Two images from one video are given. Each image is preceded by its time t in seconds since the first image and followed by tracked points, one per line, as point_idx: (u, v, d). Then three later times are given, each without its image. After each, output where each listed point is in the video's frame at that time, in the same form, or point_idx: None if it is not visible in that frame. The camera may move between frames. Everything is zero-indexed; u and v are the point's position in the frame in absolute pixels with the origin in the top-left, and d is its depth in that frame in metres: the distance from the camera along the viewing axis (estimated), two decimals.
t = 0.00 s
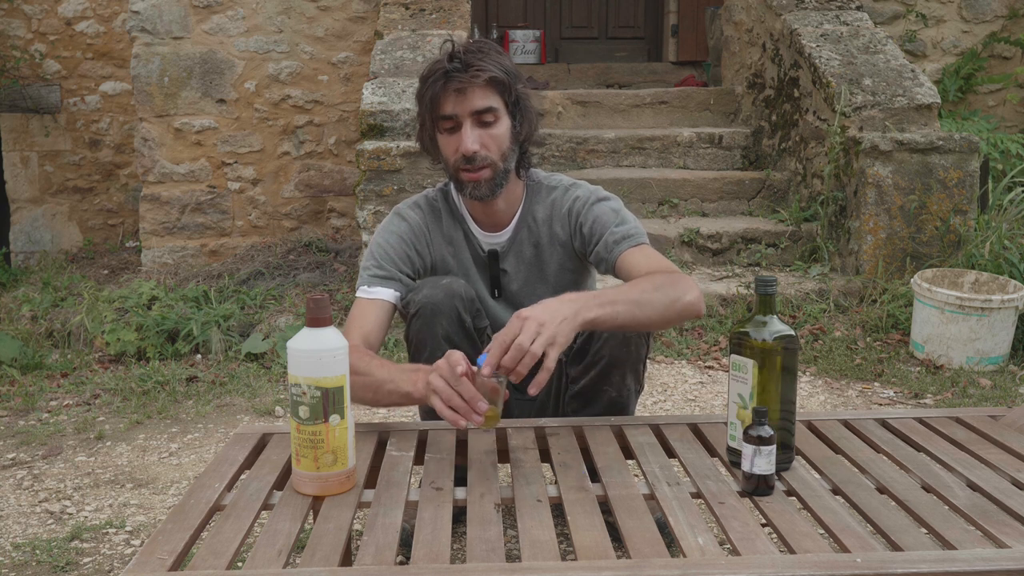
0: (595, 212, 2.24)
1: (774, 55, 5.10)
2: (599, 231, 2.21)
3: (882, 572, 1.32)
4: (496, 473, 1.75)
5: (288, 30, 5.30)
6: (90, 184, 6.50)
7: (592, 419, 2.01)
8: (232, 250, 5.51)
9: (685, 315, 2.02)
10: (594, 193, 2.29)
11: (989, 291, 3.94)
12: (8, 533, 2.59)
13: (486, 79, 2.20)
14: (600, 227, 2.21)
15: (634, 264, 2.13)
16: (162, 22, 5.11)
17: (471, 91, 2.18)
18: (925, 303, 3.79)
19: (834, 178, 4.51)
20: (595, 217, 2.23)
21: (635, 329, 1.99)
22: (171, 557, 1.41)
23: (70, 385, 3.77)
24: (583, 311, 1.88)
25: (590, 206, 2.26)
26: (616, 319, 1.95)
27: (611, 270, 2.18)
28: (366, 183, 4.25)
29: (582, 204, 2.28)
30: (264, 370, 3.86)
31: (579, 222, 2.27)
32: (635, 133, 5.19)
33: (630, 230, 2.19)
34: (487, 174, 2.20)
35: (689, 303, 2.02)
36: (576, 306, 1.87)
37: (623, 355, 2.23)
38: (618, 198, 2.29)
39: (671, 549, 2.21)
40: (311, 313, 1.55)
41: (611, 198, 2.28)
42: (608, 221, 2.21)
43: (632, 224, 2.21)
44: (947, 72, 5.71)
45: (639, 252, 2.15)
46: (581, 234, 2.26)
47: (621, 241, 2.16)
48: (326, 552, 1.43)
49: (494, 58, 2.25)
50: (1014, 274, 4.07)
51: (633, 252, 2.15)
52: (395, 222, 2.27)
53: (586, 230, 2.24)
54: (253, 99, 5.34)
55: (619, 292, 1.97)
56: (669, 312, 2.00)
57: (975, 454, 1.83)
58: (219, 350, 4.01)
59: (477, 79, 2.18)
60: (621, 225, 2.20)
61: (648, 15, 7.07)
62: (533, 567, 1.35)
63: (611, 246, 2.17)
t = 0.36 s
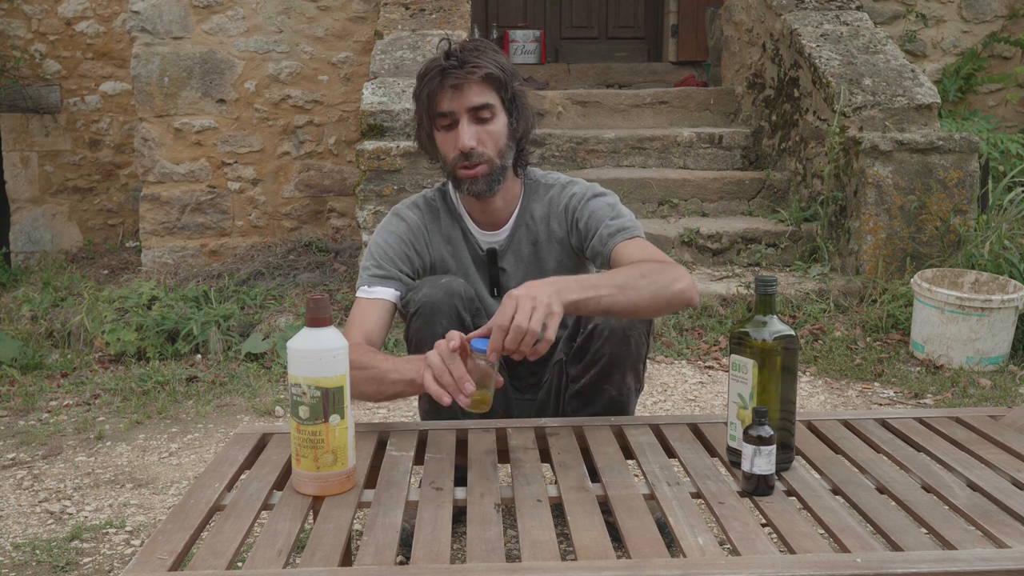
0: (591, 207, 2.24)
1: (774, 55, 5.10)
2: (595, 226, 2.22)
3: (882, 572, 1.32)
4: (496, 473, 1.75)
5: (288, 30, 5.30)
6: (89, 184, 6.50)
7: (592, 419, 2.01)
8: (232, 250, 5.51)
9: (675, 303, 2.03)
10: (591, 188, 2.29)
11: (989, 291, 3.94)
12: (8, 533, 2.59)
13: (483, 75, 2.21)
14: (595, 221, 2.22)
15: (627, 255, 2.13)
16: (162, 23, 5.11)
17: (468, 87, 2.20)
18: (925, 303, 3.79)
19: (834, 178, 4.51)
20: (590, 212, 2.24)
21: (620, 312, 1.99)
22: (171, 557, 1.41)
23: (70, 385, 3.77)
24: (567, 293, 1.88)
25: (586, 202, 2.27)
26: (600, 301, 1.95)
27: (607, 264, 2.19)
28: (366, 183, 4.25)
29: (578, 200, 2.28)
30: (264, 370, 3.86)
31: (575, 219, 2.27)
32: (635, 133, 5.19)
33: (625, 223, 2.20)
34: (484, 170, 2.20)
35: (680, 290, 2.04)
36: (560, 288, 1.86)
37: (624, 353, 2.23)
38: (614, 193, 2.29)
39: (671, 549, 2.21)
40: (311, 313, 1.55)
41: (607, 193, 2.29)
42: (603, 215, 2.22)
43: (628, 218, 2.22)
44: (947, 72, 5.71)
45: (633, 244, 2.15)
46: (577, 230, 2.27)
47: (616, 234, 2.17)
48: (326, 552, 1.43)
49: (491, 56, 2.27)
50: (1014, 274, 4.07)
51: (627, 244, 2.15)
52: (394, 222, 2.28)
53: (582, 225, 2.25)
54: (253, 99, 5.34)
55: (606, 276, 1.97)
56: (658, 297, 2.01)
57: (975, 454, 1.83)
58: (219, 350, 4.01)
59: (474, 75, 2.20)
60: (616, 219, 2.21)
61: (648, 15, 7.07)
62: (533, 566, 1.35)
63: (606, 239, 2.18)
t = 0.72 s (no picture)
0: (591, 203, 2.27)
1: (774, 55, 5.10)
2: (595, 221, 2.25)
3: (882, 572, 1.32)
4: (496, 471, 1.75)
5: (288, 30, 5.31)
6: (89, 184, 6.50)
7: (592, 419, 2.01)
8: (232, 250, 5.51)
9: (678, 290, 2.08)
10: (590, 185, 2.32)
11: (989, 291, 3.94)
12: (8, 533, 2.59)
13: (487, 72, 2.21)
14: (596, 217, 2.25)
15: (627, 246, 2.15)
16: (162, 23, 5.11)
17: (472, 84, 2.20)
18: (925, 303, 3.79)
19: (834, 178, 4.51)
20: (591, 209, 2.26)
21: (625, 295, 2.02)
22: (171, 557, 1.41)
23: (70, 385, 3.77)
24: (571, 270, 1.92)
25: (585, 199, 2.29)
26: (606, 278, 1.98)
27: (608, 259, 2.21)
28: (366, 183, 4.25)
29: (577, 198, 2.30)
30: (264, 370, 3.86)
31: (575, 216, 2.29)
32: (635, 133, 5.20)
33: (625, 217, 2.24)
34: (485, 168, 2.20)
35: (682, 276, 2.09)
36: (565, 264, 1.91)
37: (624, 353, 2.24)
38: (613, 190, 2.32)
39: (671, 549, 2.21)
40: (311, 313, 1.55)
41: (606, 190, 2.31)
42: (603, 211, 2.25)
43: (627, 213, 2.25)
44: (947, 72, 5.71)
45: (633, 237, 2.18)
46: (577, 227, 2.28)
47: (616, 228, 2.21)
48: (326, 552, 1.43)
49: (495, 54, 2.27)
50: (1014, 274, 4.08)
51: (627, 236, 2.18)
52: (393, 223, 2.27)
53: (582, 222, 2.27)
54: (253, 99, 5.34)
55: (612, 257, 2.01)
56: (661, 282, 2.04)
57: (975, 454, 1.83)
58: (220, 350, 4.01)
59: (478, 72, 2.20)
60: (616, 214, 2.24)
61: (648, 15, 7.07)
62: (533, 566, 1.35)
63: (606, 233, 2.21)
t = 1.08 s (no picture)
0: (600, 205, 2.27)
1: (774, 55, 5.10)
2: (603, 223, 2.24)
3: (882, 572, 1.32)
4: (496, 471, 1.75)
5: (288, 30, 5.30)
6: (89, 184, 6.50)
7: (591, 419, 2.01)
8: (232, 250, 5.51)
9: (689, 295, 2.09)
10: (598, 187, 2.32)
11: (989, 291, 3.94)
12: (8, 533, 2.59)
13: (512, 69, 2.21)
14: (603, 219, 2.25)
15: (637, 250, 2.15)
16: (162, 23, 5.10)
17: (496, 79, 2.20)
18: (925, 303, 3.79)
19: (834, 178, 4.51)
20: (599, 210, 2.26)
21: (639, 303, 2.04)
22: (171, 557, 1.41)
23: (70, 385, 3.77)
24: (586, 281, 1.93)
25: (593, 201, 2.28)
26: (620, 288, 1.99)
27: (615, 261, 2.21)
28: (366, 183, 4.25)
29: (586, 199, 2.30)
30: (264, 370, 3.86)
31: (582, 217, 2.29)
32: (635, 133, 5.20)
33: (633, 220, 2.23)
34: (500, 163, 2.20)
35: (693, 282, 2.10)
36: (579, 276, 1.92)
37: (623, 352, 2.24)
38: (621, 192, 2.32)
39: (671, 549, 2.21)
40: (311, 313, 1.55)
41: (614, 192, 2.31)
42: (611, 214, 2.25)
43: (636, 216, 2.24)
44: (947, 72, 5.71)
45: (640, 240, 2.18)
46: (585, 228, 2.28)
47: (623, 231, 2.19)
48: (327, 552, 1.43)
49: (519, 52, 2.28)
50: (1014, 274, 4.08)
51: (636, 240, 2.18)
52: (400, 214, 2.27)
53: (590, 223, 2.27)
54: (253, 99, 5.34)
55: (626, 265, 2.02)
56: (673, 290, 2.06)
57: (974, 454, 1.83)
58: (219, 350, 4.01)
59: (504, 67, 2.20)
60: (625, 217, 2.24)
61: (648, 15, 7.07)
62: (533, 566, 1.35)
63: (614, 235, 2.20)
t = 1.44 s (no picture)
0: (615, 212, 2.25)
1: (774, 55, 5.10)
2: (618, 231, 2.22)
3: (882, 572, 1.32)
4: (496, 472, 1.75)
5: (288, 30, 5.31)
6: (89, 184, 6.50)
7: (592, 419, 2.01)
8: (232, 250, 5.51)
9: (712, 313, 2.05)
10: (614, 194, 2.30)
11: (989, 291, 3.94)
12: (8, 533, 2.59)
13: (552, 71, 2.24)
14: (620, 227, 2.23)
15: (655, 264, 2.14)
16: (162, 23, 5.10)
17: (536, 77, 2.22)
18: (925, 303, 3.79)
19: (834, 178, 4.51)
20: (614, 218, 2.24)
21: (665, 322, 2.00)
22: (170, 557, 1.41)
23: (70, 385, 3.77)
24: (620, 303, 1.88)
25: (609, 207, 2.27)
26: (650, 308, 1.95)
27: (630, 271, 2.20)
28: (366, 183, 4.24)
29: (601, 205, 2.28)
30: (264, 370, 3.86)
31: (597, 223, 2.27)
32: (635, 133, 5.20)
33: (648, 231, 2.21)
34: (524, 159, 2.21)
35: (716, 302, 2.05)
36: (613, 297, 1.87)
37: (624, 352, 2.24)
38: (636, 200, 2.30)
39: (670, 548, 2.22)
40: (311, 313, 1.55)
41: (629, 200, 2.29)
42: (627, 222, 2.22)
43: (651, 226, 2.22)
44: (947, 72, 5.71)
45: (660, 255, 2.15)
46: (599, 234, 2.27)
47: (641, 242, 2.18)
48: (326, 552, 1.43)
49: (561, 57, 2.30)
50: (1014, 274, 4.08)
51: (653, 252, 2.17)
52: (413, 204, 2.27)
53: (605, 230, 2.25)
54: (253, 99, 5.34)
55: (653, 287, 1.97)
56: (699, 309, 2.02)
57: (974, 454, 1.83)
58: (219, 350, 4.01)
59: (546, 67, 2.23)
60: (641, 226, 2.22)
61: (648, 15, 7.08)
62: (533, 566, 1.35)
63: (631, 245, 2.18)
